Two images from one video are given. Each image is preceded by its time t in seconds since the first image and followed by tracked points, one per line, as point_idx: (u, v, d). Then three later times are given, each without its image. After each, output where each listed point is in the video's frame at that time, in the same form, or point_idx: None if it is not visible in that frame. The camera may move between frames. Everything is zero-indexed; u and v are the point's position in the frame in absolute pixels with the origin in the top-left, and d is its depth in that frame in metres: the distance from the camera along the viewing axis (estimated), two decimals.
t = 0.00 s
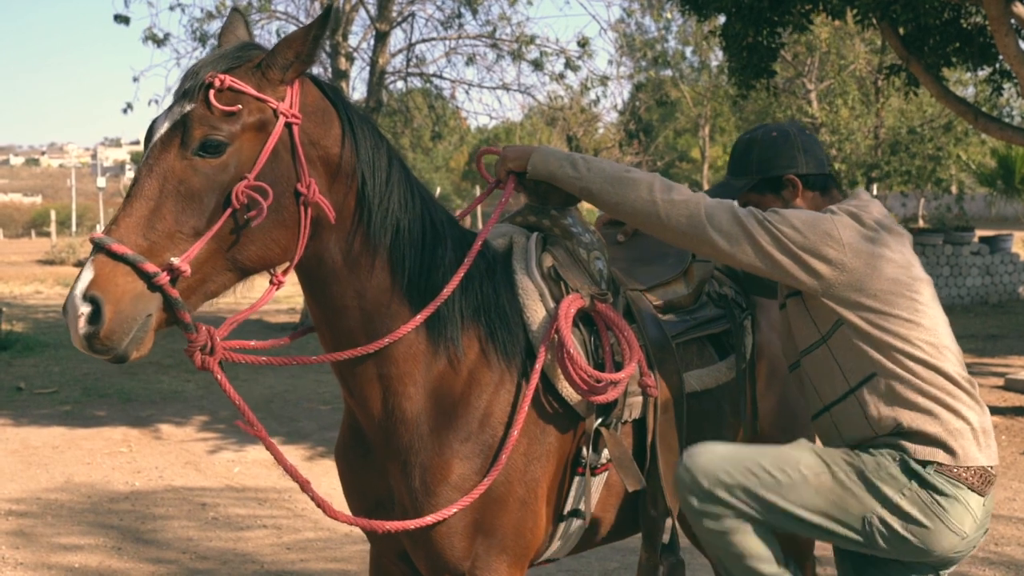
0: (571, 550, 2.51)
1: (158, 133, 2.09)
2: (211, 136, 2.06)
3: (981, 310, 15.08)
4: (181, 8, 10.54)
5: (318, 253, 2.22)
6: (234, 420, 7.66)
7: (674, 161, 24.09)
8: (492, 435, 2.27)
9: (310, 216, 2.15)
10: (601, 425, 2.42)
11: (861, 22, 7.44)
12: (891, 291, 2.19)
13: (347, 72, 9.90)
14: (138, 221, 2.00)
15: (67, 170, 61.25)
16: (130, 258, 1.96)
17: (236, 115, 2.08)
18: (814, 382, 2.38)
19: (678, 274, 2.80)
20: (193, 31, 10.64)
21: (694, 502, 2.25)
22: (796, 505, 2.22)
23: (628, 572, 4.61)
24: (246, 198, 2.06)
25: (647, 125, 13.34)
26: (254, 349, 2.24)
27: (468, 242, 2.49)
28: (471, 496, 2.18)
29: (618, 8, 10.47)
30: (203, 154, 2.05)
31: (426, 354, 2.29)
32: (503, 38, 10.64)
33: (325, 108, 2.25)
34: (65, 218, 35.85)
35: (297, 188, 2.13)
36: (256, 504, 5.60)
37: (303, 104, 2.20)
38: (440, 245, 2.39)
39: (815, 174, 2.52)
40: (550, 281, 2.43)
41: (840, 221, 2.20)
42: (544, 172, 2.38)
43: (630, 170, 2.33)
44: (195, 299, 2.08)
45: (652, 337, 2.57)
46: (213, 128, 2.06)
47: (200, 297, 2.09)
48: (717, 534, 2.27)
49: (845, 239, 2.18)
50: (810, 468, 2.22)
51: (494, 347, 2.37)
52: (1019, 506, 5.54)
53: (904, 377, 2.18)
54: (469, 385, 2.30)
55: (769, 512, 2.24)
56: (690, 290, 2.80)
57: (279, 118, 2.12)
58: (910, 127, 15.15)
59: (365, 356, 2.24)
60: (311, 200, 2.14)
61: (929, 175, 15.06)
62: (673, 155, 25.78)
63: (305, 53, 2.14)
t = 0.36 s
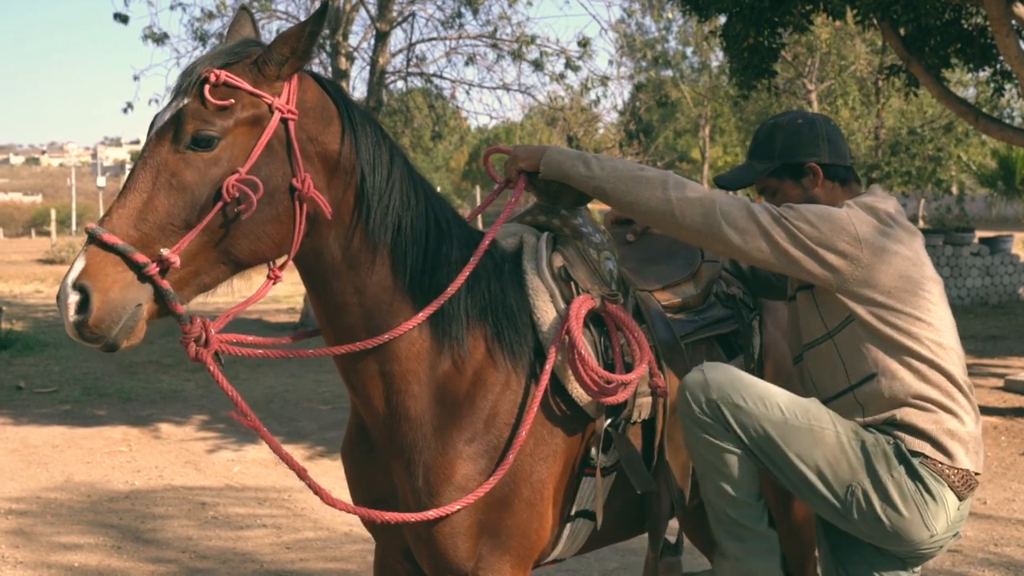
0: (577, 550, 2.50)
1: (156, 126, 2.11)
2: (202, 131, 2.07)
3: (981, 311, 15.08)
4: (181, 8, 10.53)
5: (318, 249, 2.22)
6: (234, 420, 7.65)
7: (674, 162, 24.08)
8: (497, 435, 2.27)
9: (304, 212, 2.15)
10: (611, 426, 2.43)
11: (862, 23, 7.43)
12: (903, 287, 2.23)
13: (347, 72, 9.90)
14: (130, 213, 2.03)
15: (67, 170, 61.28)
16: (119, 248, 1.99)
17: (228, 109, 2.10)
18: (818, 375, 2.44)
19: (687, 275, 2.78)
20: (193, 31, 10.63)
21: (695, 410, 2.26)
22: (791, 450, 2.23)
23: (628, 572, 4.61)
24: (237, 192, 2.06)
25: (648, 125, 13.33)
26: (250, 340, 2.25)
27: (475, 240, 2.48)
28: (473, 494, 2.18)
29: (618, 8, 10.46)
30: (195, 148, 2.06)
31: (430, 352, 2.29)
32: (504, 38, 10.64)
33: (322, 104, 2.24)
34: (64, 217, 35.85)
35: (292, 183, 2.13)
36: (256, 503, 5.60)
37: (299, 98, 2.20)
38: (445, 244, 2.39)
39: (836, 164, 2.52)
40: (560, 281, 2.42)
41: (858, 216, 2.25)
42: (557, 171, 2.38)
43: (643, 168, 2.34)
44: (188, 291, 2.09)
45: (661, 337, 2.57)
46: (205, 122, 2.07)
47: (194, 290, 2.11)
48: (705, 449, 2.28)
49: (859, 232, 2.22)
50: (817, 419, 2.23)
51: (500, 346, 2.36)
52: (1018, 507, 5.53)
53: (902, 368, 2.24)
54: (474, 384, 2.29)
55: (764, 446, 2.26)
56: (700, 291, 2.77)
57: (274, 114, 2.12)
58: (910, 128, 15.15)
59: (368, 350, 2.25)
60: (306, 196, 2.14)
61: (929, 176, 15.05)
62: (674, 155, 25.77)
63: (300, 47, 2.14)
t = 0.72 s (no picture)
0: (585, 551, 2.49)
1: (157, 124, 2.12)
2: (198, 127, 2.07)
3: (979, 311, 15.08)
4: (180, 8, 10.53)
5: (320, 247, 2.22)
6: (233, 420, 7.64)
7: (673, 162, 24.08)
8: (506, 436, 2.26)
9: (303, 210, 2.14)
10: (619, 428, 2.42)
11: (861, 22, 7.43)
12: (902, 302, 2.23)
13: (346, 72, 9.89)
14: (128, 208, 2.04)
15: (66, 169, 61.31)
16: (115, 242, 2.00)
17: (225, 106, 2.10)
18: (808, 383, 2.41)
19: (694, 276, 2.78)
20: (192, 31, 10.62)
21: (681, 422, 2.26)
22: (773, 462, 2.23)
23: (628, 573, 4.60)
24: (232, 188, 2.05)
25: (646, 125, 13.33)
26: (250, 335, 2.25)
27: (483, 239, 2.47)
28: (479, 495, 2.17)
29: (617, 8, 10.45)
30: (191, 145, 2.06)
31: (437, 352, 2.29)
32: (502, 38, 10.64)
33: (324, 101, 2.24)
34: (63, 217, 35.80)
35: (290, 181, 2.13)
36: (254, 503, 5.58)
37: (299, 95, 2.19)
38: (450, 242, 2.38)
39: (860, 170, 2.44)
40: (568, 282, 2.40)
41: (864, 230, 2.24)
42: (567, 175, 2.36)
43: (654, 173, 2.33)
44: (186, 286, 2.10)
45: (668, 340, 2.57)
46: (202, 118, 2.07)
47: (191, 284, 2.11)
48: (681, 461, 2.28)
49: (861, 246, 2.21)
50: (803, 435, 2.23)
51: (508, 346, 2.35)
52: (1017, 508, 5.53)
53: (889, 384, 2.24)
54: (482, 386, 2.29)
55: (744, 458, 2.25)
56: (707, 292, 2.77)
57: (273, 112, 2.11)
58: (909, 129, 15.16)
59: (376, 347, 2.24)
60: (305, 194, 2.13)
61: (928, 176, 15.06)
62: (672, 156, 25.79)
63: (300, 45, 2.13)
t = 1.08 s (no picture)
0: (590, 553, 2.49)
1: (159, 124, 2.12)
2: (198, 128, 2.06)
3: (976, 313, 15.09)
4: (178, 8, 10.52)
5: (322, 247, 2.22)
6: (230, 421, 7.63)
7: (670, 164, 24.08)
8: (511, 438, 2.26)
9: (303, 211, 2.13)
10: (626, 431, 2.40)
11: (859, 24, 7.43)
12: (892, 286, 2.22)
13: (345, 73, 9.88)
14: (129, 208, 2.03)
15: (63, 169, 61.23)
16: (116, 242, 2.00)
17: (225, 108, 2.09)
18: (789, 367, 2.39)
19: (699, 277, 2.80)
20: (189, 32, 10.61)
21: (660, 433, 2.25)
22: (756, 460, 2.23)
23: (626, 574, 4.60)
24: (232, 188, 2.04)
25: (644, 126, 13.33)
26: (252, 336, 2.24)
27: (487, 241, 2.47)
28: (482, 497, 2.17)
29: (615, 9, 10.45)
30: (191, 146, 2.06)
31: (440, 353, 2.28)
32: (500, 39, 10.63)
33: (327, 103, 2.23)
34: (60, 218, 35.74)
35: (291, 182, 2.12)
36: (252, 504, 5.58)
37: (300, 96, 2.18)
38: (454, 243, 2.37)
39: (861, 153, 2.42)
40: (573, 285, 2.40)
41: (858, 212, 2.22)
42: (563, 171, 2.36)
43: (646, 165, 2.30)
44: (187, 286, 2.09)
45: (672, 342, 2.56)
46: (202, 119, 2.07)
47: (193, 284, 2.11)
48: (668, 470, 2.27)
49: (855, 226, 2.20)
50: (783, 432, 2.23)
51: (512, 348, 2.35)
52: (1015, 510, 5.53)
53: (869, 372, 2.24)
54: (487, 387, 2.28)
55: (728, 461, 2.25)
56: (712, 294, 2.79)
57: (274, 113, 2.11)
58: (906, 131, 15.17)
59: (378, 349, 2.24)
60: (305, 194, 2.12)
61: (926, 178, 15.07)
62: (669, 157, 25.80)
63: (300, 46, 2.13)
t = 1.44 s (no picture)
0: (591, 557, 2.48)
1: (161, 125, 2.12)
2: (199, 130, 2.06)
3: (972, 316, 15.11)
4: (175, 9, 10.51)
5: (323, 250, 2.21)
6: (226, 422, 7.61)
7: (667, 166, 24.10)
8: (512, 442, 2.25)
9: (303, 213, 2.12)
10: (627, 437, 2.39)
11: (857, 27, 7.45)
12: (876, 249, 2.22)
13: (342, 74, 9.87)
14: (129, 209, 2.04)
15: (59, 170, 61.13)
16: (115, 244, 2.00)
17: (227, 110, 2.09)
18: (779, 334, 2.40)
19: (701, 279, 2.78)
20: (186, 32, 10.60)
21: (656, 461, 2.24)
22: (755, 463, 2.22)
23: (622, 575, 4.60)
24: (232, 190, 2.04)
25: (641, 128, 13.33)
26: (252, 339, 2.24)
27: (488, 245, 2.46)
28: (484, 501, 2.16)
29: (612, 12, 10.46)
30: (193, 147, 2.06)
31: (441, 356, 2.27)
32: (497, 40, 10.63)
33: (328, 105, 2.23)
34: (55, 218, 35.63)
35: (291, 185, 2.11)
36: (248, 505, 5.56)
37: (302, 98, 2.18)
38: (454, 245, 2.37)
39: (843, 122, 2.43)
40: (578, 289, 2.39)
41: (840, 180, 2.22)
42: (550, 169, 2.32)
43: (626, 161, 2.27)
44: (187, 287, 2.08)
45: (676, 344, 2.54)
46: (203, 121, 2.07)
47: (193, 286, 2.10)
48: (676, 490, 2.26)
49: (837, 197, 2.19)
50: (774, 433, 2.22)
51: (514, 352, 2.34)
52: (1011, 513, 5.53)
53: (856, 342, 2.24)
54: (489, 390, 2.28)
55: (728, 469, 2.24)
56: (714, 297, 2.76)
57: (275, 115, 2.10)
58: (902, 134, 15.19)
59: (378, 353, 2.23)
60: (305, 197, 2.12)
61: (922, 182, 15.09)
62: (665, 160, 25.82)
63: (301, 47, 2.12)
